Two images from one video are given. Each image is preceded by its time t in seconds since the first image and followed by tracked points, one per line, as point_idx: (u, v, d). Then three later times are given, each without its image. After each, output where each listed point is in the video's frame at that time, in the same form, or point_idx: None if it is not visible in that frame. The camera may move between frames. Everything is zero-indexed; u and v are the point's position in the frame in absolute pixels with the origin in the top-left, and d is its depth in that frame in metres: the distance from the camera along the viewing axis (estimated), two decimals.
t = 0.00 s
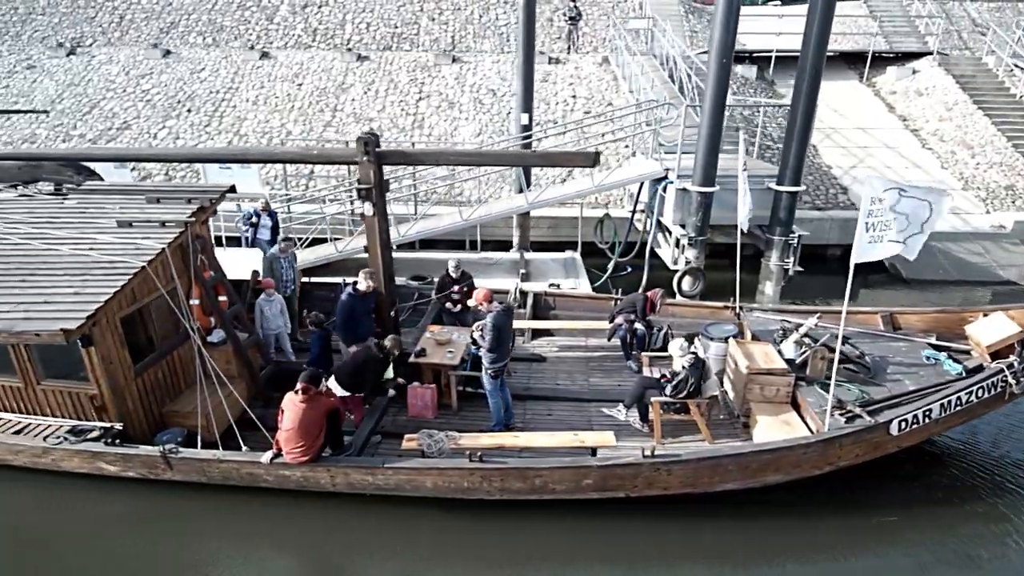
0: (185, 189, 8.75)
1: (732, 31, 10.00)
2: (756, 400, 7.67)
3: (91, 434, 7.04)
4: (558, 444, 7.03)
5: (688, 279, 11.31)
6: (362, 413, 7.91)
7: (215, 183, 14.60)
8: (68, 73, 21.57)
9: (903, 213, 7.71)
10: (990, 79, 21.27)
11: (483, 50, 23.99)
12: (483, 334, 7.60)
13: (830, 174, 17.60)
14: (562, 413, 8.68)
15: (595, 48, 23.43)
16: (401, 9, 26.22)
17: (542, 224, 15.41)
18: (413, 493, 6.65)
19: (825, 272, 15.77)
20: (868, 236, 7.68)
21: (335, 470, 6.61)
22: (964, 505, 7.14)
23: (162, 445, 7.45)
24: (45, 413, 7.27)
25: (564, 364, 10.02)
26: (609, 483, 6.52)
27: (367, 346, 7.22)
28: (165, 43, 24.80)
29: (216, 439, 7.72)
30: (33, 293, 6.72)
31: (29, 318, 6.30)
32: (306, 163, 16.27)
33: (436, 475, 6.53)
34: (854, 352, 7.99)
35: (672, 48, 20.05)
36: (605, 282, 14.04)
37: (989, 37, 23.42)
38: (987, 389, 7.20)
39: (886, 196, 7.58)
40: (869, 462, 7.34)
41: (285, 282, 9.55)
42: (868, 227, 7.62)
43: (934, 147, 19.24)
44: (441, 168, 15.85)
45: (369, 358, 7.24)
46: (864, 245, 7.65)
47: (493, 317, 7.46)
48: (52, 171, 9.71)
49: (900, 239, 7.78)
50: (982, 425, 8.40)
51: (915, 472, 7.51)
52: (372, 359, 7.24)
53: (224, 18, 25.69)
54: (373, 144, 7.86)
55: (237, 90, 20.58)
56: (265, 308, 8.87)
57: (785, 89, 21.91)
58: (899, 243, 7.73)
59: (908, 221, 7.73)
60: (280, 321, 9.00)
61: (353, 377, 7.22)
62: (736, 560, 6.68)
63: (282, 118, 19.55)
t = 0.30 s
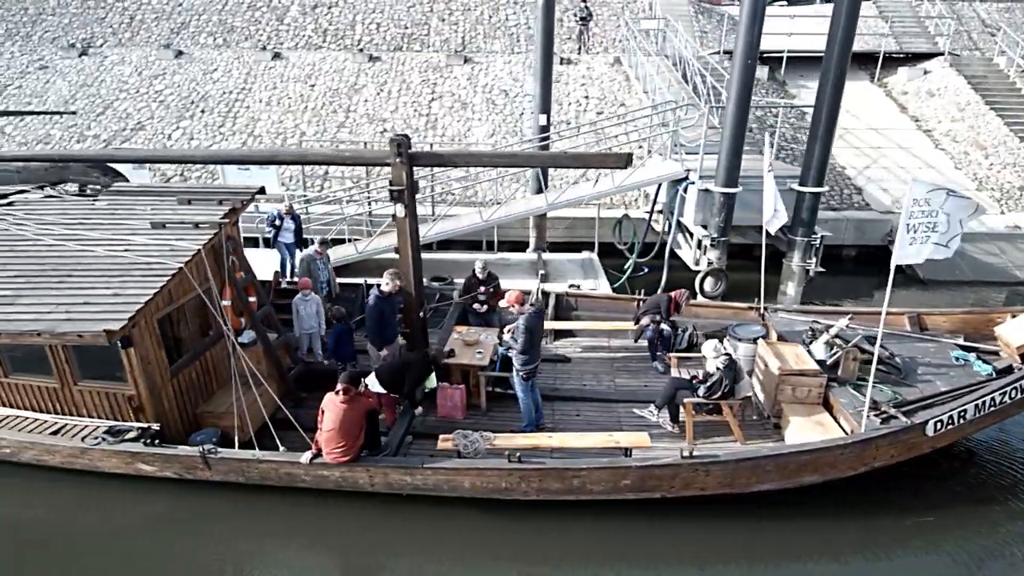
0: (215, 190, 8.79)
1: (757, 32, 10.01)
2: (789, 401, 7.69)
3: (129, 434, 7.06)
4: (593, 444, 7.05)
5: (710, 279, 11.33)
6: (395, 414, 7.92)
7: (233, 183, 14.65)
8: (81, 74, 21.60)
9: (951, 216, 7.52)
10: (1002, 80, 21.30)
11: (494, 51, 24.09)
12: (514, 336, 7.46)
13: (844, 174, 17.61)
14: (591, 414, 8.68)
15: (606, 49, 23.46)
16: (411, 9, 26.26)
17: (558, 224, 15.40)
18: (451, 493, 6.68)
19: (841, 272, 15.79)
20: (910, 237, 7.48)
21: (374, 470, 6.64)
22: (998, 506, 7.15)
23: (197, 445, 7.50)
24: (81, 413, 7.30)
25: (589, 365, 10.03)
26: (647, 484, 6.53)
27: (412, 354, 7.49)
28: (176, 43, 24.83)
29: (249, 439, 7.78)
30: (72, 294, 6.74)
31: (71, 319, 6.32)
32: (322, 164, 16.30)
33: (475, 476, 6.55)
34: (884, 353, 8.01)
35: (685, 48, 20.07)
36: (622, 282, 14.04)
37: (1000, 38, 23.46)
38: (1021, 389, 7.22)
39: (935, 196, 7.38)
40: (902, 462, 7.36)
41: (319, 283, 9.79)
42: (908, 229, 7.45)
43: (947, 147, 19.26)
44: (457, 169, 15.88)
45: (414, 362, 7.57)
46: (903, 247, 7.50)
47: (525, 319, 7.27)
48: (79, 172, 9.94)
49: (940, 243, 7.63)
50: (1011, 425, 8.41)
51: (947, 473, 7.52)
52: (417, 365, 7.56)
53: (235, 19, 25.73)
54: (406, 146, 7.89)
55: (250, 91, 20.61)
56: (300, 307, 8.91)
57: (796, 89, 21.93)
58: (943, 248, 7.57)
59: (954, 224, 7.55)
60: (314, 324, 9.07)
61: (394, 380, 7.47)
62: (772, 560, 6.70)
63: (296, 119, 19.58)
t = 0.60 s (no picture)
0: (244, 191, 8.81)
1: (783, 33, 10.04)
2: (821, 403, 7.70)
3: (166, 436, 7.06)
4: (629, 446, 7.06)
5: (732, 281, 11.28)
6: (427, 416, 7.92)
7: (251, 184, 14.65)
8: (93, 74, 21.58)
9: (987, 219, 7.90)
10: (1013, 80, 21.30)
11: (505, 51, 24.13)
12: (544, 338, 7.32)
13: (858, 174, 17.62)
14: (619, 415, 8.68)
15: (617, 49, 23.45)
16: (421, 10, 26.26)
17: (574, 225, 15.40)
18: (489, 494, 6.69)
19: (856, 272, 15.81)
20: (952, 239, 7.84)
21: (412, 471, 6.65)
22: None
23: (229, 446, 7.53)
24: (115, 414, 7.32)
25: (614, 366, 10.03)
26: (685, 486, 6.54)
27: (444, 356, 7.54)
28: (186, 44, 24.84)
29: (279, 440, 7.82)
30: (110, 295, 6.76)
31: (112, 321, 6.33)
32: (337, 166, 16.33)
33: (513, 477, 6.56)
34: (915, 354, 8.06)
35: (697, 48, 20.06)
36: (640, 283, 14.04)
37: (1009, 39, 23.48)
38: None
39: (975, 199, 7.75)
40: (936, 463, 7.38)
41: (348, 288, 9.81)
42: (950, 231, 7.80)
43: (960, 147, 19.29)
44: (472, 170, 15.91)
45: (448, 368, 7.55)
46: (945, 249, 7.86)
47: (558, 321, 7.16)
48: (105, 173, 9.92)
49: (978, 245, 8.00)
50: None
51: (979, 473, 7.54)
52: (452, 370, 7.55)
53: (244, 19, 25.73)
54: (439, 147, 7.90)
55: (262, 91, 20.63)
56: (331, 308, 9.01)
57: (808, 90, 21.93)
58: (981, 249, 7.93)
59: (991, 228, 7.95)
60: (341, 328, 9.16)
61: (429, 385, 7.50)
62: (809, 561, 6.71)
63: (309, 120, 19.60)
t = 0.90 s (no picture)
0: (272, 194, 8.82)
1: (808, 36, 10.03)
2: (853, 405, 7.70)
3: (201, 439, 7.06)
4: (664, 450, 7.05)
5: (754, 283, 11.19)
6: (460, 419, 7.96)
7: (268, 186, 14.61)
8: (105, 75, 21.60)
9: None
10: None
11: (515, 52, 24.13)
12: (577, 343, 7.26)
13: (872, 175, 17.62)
14: (647, 418, 8.66)
15: (627, 49, 23.41)
16: (430, 10, 26.25)
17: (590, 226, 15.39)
18: (525, 497, 6.68)
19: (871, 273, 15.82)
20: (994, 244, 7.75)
21: (449, 474, 6.66)
22: None
23: (261, 449, 7.56)
24: (149, 416, 7.34)
25: (638, 368, 10.01)
26: (723, 489, 6.54)
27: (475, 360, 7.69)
28: (196, 45, 24.85)
29: (310, 443, 7.85)
30: (147, 299, 6.76)
31: (151, 324, 6.34)
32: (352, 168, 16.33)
33: (551, 481, 6.56)
34: (945, 356, 8.09)
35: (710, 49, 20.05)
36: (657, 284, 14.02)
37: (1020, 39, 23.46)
38: None
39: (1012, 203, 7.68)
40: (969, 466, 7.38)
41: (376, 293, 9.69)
42: (992, 236, 7.70)
43: (974, 148, 19.29)
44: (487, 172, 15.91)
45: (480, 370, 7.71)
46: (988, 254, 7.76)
47: (592, 325, 7.07)
48: (130, 176, 9.88)
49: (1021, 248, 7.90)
50: None
51: (1011, 476, 7.54)
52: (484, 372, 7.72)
53: (254, 20, 25.73)
54: (469, 150, 7.89)
55: (274, 92, 20.65)
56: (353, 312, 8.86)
57: (820, 90, 21.91)
58: None
59: None
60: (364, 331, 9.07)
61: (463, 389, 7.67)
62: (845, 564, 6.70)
63: (322, 121, 19.63)
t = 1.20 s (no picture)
0: (302, 197, 8.87)
1: (832, 38, 10.05)
2: (885, 409, 7.72)
3: (237, 442, 7.06)
4: (698, 453, 7.06)
5: (776, 286, 11.21)
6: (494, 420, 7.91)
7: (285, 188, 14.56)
8: (117, 76, 21.60)
9: None
10: None
11: (526, 53, 24.15)
12: (613, 346, 7.22)
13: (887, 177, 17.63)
14: (676, 420, 8.64)
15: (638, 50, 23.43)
16: (440, 11, 26.24)
17: (606, 227, 15.37)
18: (563, 501, 6.70)
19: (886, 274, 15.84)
20: None
21: (487, 478, 6.67)
22: None
23: (295, 451, 7.56)
24: (183, 419, 7.36)
25: (663, 369, 10.01)
26: (761, 493, 6.55)
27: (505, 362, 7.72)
28: (207, 46, 24.86)
29: (343, 445, 7.87)
30: (184, 302, 6.77)
31: (191, 327, 6.36)
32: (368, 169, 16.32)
33: (589, 484, 6.57)
34: (975, 359, 8.13)
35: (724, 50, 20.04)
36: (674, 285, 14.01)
37: None
38: None
39: None
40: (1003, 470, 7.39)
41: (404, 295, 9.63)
42: None
43: (987, 150, 19.33)
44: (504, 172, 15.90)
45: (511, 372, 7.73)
46: None
47: (626, 329, 7.09)
48: (155, 177, 9.85)
49: None
50: None
51: None
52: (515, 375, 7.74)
53: (264, 21, 25.73)
54: (500, 152, 7.91)
55: (287, 93, 20.67)
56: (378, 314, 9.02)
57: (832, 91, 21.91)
58: None
59: None
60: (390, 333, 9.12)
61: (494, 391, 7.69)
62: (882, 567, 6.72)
63: (335, 122, 19.66)
